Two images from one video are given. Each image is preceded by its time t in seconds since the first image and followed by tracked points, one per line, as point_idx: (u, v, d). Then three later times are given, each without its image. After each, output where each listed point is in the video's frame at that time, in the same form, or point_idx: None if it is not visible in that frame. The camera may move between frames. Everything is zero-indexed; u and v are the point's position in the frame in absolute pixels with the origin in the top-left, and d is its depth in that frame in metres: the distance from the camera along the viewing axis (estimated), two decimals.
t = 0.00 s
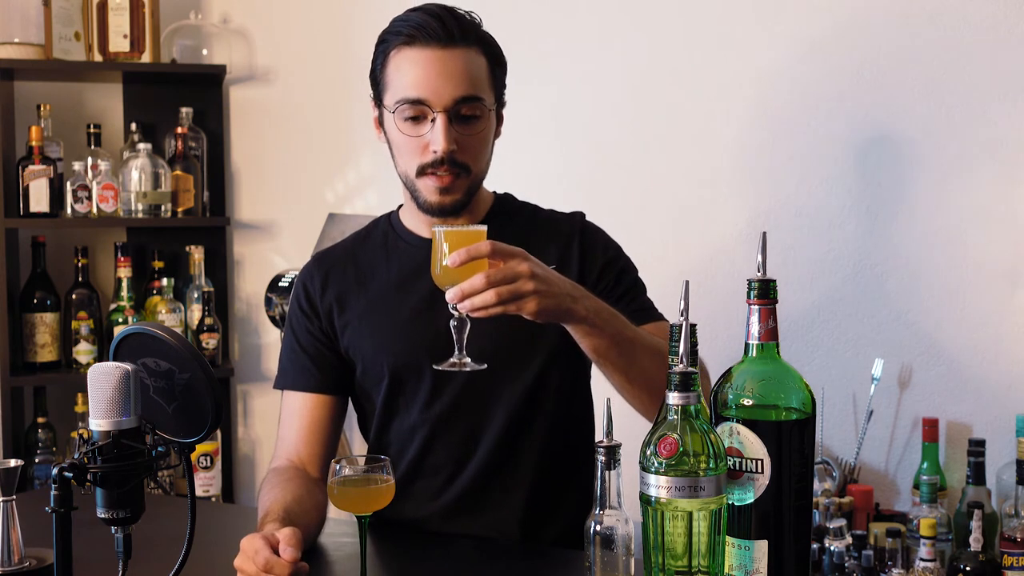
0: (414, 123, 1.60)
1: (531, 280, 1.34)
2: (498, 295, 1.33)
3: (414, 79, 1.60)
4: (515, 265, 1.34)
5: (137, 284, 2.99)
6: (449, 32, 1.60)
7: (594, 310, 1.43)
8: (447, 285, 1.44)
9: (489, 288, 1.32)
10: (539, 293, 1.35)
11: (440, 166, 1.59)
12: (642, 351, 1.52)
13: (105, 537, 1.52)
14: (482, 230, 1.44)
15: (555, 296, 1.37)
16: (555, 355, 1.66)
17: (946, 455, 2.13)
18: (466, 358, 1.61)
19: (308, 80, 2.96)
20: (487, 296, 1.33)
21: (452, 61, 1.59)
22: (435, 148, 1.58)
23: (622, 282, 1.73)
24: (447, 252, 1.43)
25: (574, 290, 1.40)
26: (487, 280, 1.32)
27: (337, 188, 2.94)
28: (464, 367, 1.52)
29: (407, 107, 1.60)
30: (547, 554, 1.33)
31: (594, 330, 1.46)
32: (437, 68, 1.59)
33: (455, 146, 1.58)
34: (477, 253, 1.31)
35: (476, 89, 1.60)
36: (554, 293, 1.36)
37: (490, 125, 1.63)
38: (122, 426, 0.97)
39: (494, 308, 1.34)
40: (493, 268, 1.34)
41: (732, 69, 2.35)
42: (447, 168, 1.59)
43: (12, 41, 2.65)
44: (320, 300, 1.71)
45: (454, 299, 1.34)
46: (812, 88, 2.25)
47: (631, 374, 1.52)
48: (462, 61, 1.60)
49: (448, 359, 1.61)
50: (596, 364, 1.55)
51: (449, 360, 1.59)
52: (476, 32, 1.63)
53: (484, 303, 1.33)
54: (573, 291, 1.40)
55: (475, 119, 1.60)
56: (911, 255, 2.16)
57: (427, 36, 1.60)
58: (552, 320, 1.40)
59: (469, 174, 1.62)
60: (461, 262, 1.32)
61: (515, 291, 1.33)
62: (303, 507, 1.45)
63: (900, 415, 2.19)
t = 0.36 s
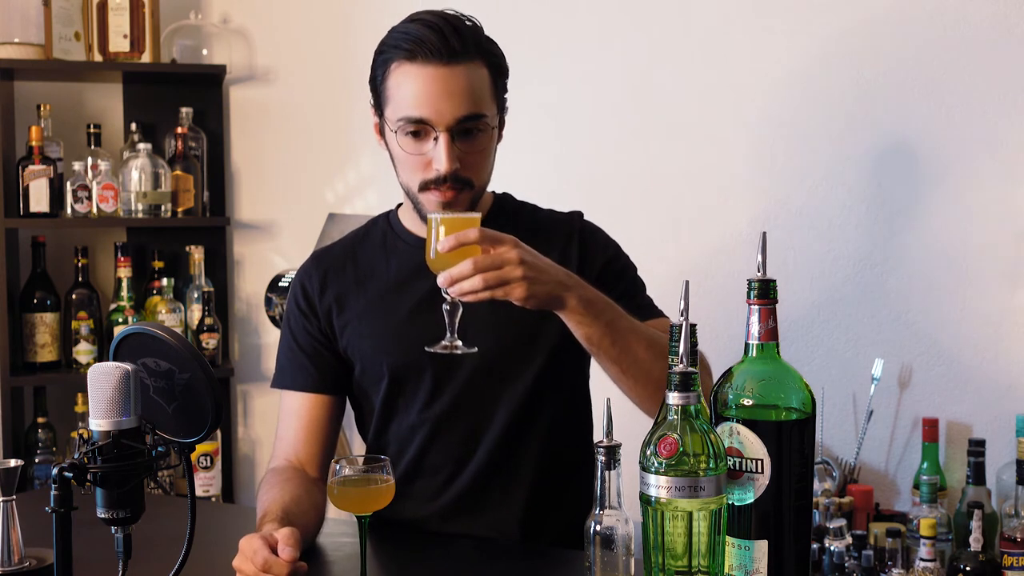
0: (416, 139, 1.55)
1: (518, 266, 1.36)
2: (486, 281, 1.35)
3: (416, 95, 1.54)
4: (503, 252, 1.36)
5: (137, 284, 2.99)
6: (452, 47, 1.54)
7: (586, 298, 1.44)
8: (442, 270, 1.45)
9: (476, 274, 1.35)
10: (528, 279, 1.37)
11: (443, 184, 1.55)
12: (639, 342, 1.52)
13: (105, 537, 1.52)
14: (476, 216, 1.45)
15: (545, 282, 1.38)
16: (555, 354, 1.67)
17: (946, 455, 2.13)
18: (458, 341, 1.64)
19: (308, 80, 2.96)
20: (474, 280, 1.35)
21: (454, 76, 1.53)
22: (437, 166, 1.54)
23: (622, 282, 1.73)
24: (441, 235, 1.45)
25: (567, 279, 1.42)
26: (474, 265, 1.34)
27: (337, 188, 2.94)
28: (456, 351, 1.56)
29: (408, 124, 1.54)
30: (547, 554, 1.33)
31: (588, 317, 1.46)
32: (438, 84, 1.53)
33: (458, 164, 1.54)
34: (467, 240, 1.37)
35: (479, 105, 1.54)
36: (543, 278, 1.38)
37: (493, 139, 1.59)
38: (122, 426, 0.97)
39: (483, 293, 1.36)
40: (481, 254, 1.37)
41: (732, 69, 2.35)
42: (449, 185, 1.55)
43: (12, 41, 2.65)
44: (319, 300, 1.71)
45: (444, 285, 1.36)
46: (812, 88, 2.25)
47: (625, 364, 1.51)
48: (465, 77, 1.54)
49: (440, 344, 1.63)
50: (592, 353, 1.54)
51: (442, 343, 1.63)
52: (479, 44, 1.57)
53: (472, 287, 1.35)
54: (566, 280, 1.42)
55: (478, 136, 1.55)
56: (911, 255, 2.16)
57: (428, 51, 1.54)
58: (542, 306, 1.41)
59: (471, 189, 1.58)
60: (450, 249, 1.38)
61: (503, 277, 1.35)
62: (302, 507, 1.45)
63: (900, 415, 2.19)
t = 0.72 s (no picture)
0: (418, 147, 1.55)
1: (509, 255, 1.37)
2: (476, 270, 1.36)
3: (418, 103, 1.53)
4: (493, 241, 1.37)
5: (137, 284, 2.99)
6: (454, 55, 1.54)
7: (580, 288, 1.45)
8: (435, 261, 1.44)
9: (467, 264, 1.36)
10: (519, 268, 1.37)
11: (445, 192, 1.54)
12: (633, 335, 1.52)
13: (105, 537, 1.52)
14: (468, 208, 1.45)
15: (537, 270, 1.39)
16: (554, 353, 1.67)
17: (946, 455, 2.13)
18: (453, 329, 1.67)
19: (308, 80, 2.96)
20: (464, 270, 1.36)
21: (457, 84, 1.53)
22: (440, 174, 1.53)
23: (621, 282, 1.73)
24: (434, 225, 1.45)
25: (558, 268, 1.42)
26: (465, 255, 1.35)
27: (337, 188, 2.94)
28: (450, 340, 1.58)
29: (411, 132, 1.54)
30: (547, 554, 1.33)
31: (582, 306, 1.46)
32: (442, 93, 1.53)
33: (461, 172, 1.54)
34: (458, 230, 1.37)
35: (482, 113, 1.54)
36: (535, 266, 1.39)
37: (495, 148, 1.58)
38: (122, 426, 0.97)
39: (475, 283, 1.37)
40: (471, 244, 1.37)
41: (732, 69, 2.35)
42: (452, 193, 1.55)
43: (12, 41, 2.65)
44: (318, 301, 1.71)
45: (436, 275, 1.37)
46: (812, 87, 2.25)
47: (619, 354, 1.51)
48: (467, 85, 1.53)
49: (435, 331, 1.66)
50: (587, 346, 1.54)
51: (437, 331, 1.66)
52: (481, 52, 1.57)
53: (463, 277, 1.36)
54: (558, 268, 1.42)
55: (480, 144, 1.55)
56: (910, 255, 2.16)
57: (431, 59, 1.54)
58: (535, 295, 1.42)
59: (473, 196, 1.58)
60: (442, 239, 1.38)
61: (493, 265, 1.36)
62: (301, 507, 1.45)
63: (900, 415, 2.19)
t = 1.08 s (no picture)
0: (420, 148, 1.55)
1: (510, 250, 1.37)
2: (477, 264, 1.36)
3: (420, 103, 1.53)
4: (494, 237, 1.37)
5: (137, 284, 2.99)
6: (456, 56, 1.54)
7: (581, 284, 1.45)
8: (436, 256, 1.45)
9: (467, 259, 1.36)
10: (519, 263, 1.37)
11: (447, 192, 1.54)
12: (633, 330, 1.52)
13: (105, 537, 1.52)
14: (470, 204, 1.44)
15: (537, 265, 1.39)
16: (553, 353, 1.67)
17: (946, 455, 2.13)
18: (455, 326, 1.67)
19: (308, 80, 2.96)
20: (465, 265, 1.36)
21: (459, 85, 1.53)
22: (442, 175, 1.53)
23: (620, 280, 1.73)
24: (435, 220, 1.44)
25: (559, 263, 1.42)
26: (465, 250, 1.35)
27: (337, 188, 2.94)
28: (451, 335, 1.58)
29: (412, 133, 1.54)
30: (547, 554, 1.33)
31: (583, 302, 1.46)
32: (443, 94, 1.53)
33: (462, 172, 1.54)
34: (458, 225, 1.37)
35: (484, 113, 1.54)
36: (535, 262, 1.39)
37: (497, 148, 1.58)
38: (122, 426, 0.97)
39: (476, 278, 1.37)
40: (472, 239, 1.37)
41: (732, 69, 2.35)
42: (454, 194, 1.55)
43: (12, 41, 2.65)
44: (319, 301, 1.71)
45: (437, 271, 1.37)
46: (812, 87, 2.25)
47: (619, 350, 1.51)
48: (469, 86, 1.53)
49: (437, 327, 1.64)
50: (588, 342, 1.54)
51: (438, 327, 1.65)
52: (483, 52, 1.57)
53: (463, 272, 1.36)
54: (558, 263, 1.42)
55: (482, 144, 1.55)
56: (911, 255, 2.16)
57: (432, 60, 1.53)
58: (536, 290, 1.42)
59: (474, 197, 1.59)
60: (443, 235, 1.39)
61: (494, 260, 1.37)
62: (302, 507, 1.45)
63: (900, 415, 2.19)
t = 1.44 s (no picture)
0: (420, 149, 1.55)
1: (510, 246, 1.37)
2: (477, 260, 1.36)
3: (419, 104, 1.53)
4: (494, 232, 1.38)
5: (137, 284, 2.99)
6: (454, 56, 1.54)
7: (581, 281, 1.45)
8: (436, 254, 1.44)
9: (468, 255, 1.36)
10: (520, 259, 1.37)
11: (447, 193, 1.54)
12: (633, 327, 1.52)
13: (105, 538, 1.52)
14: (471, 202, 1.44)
15: (537, 261, 1.39)
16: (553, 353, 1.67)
17: (946, 456, 2.13)
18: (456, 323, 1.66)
19: (308, 80, 2.96)
20: (465, 260, 1.36)
21: (458, 85, 1.53)
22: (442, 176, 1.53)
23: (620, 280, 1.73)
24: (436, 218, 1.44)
25: (560, 259, 1.42)
26: (465, 245, 1.35)
27: (337, 188, 2.94)
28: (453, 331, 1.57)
29: (412, 134, 1.54)
30: (547, 554, 1.33)
31: (583, 298, 1.46)
32: (442, 94, 1.53)
33: (462, 173, 1.54)
34: (457, 220, 1.38)
35: (483, 114, 1.54)
36: (535, 258, 1.39)
37: (496, 148, 1.58)
38: (122, 426, 0.97)
39: (476, 274, 1.37)
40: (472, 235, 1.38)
41: (732, 69, 2.35)
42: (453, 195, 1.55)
43: (12, 41, 2.65)
44: (319, 301, 1.71)
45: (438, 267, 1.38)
46: (812, 87, 2.25)
47: (620, 346, 1.51)
48: (469, 87, 1.53)
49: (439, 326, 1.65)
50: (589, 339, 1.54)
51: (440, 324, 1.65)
52: (482, 52, 1.57)
53: (464, 268, 1.36)
54: (559, 259, 1.42)
55: (481, 145, 1.55)
56: (911, 256, 2.16)
57: (431, 61, 1.53)
58: (537, 286, 1.42)
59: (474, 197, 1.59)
60: (443, 231, 1.40)
61: (494, 256, 1.37)
62: (302, 507, 1.45)
63: (900, 415, 2.19)
